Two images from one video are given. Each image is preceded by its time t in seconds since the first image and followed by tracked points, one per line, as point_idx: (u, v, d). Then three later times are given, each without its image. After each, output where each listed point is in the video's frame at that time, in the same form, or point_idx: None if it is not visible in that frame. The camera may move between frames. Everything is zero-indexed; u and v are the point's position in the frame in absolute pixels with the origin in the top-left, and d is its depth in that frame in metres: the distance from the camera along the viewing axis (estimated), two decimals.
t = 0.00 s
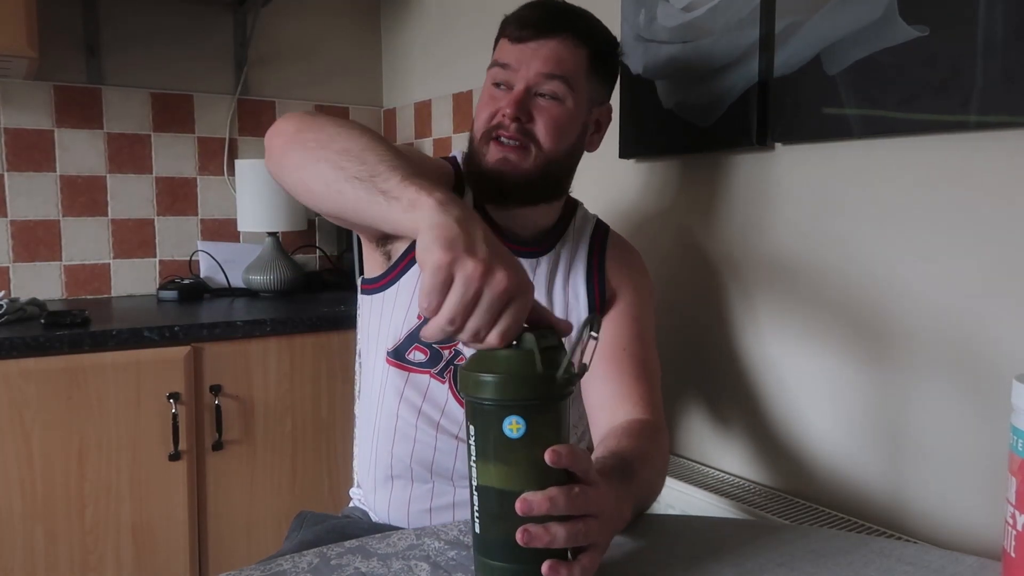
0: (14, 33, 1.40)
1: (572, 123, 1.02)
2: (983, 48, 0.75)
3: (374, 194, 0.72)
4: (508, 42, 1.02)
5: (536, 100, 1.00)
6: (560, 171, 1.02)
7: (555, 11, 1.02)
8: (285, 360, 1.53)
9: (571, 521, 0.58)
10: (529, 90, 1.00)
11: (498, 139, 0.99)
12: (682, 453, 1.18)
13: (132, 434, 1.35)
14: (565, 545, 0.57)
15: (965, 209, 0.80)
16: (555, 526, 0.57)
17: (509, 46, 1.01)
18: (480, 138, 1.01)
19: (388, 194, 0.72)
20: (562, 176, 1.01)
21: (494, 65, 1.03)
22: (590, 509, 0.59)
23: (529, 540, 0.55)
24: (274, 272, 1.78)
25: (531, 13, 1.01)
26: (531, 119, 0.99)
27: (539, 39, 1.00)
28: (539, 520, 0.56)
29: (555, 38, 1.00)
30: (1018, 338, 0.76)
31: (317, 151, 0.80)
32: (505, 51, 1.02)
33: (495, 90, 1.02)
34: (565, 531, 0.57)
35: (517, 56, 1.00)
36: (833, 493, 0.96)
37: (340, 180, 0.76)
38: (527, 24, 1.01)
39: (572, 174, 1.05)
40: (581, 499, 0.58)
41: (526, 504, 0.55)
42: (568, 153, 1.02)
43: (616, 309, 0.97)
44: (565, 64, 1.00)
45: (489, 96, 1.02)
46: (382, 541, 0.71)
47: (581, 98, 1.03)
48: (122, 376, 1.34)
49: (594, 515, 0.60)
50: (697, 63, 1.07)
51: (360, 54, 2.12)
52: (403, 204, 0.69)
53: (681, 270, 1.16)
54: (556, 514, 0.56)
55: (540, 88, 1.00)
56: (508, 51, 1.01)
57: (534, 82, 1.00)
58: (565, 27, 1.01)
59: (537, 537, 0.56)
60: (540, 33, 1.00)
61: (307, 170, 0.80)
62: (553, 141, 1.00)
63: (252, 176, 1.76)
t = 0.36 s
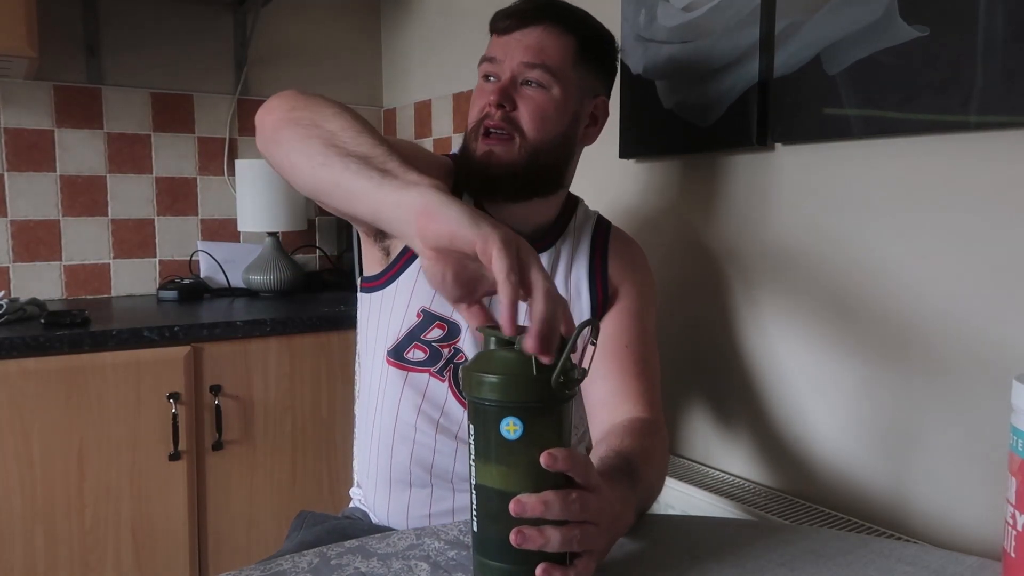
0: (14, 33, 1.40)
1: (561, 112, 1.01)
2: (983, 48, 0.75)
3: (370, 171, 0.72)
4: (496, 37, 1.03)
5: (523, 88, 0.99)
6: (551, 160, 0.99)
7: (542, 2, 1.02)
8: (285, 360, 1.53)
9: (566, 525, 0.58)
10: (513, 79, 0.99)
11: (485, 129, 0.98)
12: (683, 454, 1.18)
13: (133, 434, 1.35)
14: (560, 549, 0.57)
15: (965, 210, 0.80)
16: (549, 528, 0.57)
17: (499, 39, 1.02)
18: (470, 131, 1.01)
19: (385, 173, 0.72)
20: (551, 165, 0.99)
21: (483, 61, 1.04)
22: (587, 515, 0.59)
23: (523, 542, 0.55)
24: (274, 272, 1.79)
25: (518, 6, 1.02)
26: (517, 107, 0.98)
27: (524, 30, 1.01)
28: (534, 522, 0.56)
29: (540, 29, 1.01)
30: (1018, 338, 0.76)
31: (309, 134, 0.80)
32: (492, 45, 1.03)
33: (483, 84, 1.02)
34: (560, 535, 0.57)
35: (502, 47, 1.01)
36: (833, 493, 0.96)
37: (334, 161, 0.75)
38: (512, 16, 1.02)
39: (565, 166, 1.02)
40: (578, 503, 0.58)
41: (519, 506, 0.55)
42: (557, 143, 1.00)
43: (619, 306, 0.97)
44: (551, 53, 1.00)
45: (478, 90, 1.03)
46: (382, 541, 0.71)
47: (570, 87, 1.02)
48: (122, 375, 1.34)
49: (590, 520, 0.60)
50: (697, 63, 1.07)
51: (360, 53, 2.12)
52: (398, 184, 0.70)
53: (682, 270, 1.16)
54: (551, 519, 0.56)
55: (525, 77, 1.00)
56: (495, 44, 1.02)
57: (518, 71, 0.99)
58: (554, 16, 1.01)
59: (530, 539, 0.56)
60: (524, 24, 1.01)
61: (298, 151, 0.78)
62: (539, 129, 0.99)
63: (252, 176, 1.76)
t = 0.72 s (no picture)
0: (14, 33, 1.40)
1: (552, 110, 1.00)
2: (983, 48, 0.75)
3: (403, 214, 0.73)
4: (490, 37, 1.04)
5: (514, 86, 0.99)
6: (541, 159, 0.98)
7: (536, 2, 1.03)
8: (285, 361, 1.53)
9: (564, 526, 0.58)
10: (504, 78, 0.99)
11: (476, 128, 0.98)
12: (683, 454, 1.19)
13: (133, 434, 1.35)
14: (557, 551, 0.57)
15: (965, 210, 0.80)
16: (546, 530, 0.57)
17: (492, 39, 1.03)
18: (461, 131, 1.01)
19: (417, 214, 0.73)
20: (541, 164, 0.98)
21: (477, 62, 1.04)
22: (585, 515, 0.59)
23: (520, 543, 0.55)
24: (274, 272, 1.79)
25: (512, 7, 1.03)
26: (507, 105, 0.98)
27: (517, 30, 1.01)
28: (532, 523, 0.56)
29: (531, 29, 1.01)
30: (1017, 338, 0.76)
31: (331, 167, 0.79)
32: (486, 46, 1.04)
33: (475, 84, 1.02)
34: (558, 537, 0.57)
35: (494, 47, 1.02)
36: (833, 493, 0.97)
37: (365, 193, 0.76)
38: (505, 16, 1.02)
39: (557, 164, 1.01)
40: (577, 504, 0.58)
41: (518, 506, 0.55)
42: (546, 141, 1.00)
43: (620, 306, 0.97)
44: (542, 51, 1.00)
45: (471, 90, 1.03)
46: (382, 541, 0.71)
47: (562, 84, 1.02)
48: (123, 375, 1.34)
49: (588, 522, 0.60)
50: (697, 64, 1.07)
51: (360, 53, 2.12)
52: (432, 227, 0.71)
53: (682, 270, 1.16)
54: (548, 519, 0.56)
55: (516, 76, 0.99)
56: (488, 45, 1.03)
57: (509, 69, 0.99)
58: (546, 14, 1.02)
59: (528, 540, 0.56)
60: (516, 24, 1.02)
61: (322, 184, 0.78)
62: (529, 128, 0.98)
63: (252, 176, 1.76)
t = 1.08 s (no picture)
0: (14, 33, 1.40)
1: (549, 109, 1.01)
2: (983, 48, 0.75)
3: (400, 196, 0.73)
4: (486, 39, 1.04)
5: (511, 87, 0.99)
6: (538, 159, 0.98)
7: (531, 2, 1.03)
8: (284, 361, 1.52)
9: (559, 525, 0.57)
10: (500, 79, 0.99)
11: (474, 130, 0.98)
12: (684, 454, 1.18)
13: (133, 434, 1.35)
14: (551, 548, 0.57)
15: (966, 210, 0.80)
16: (541, 527, 0.56)
17: (488, 40, 1.03)
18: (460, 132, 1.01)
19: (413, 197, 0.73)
20: (539, 164, 0.98)
21: (474, 63, 1.05)
22: (581, 514, 0.59)
23: (514, 539, 0.55)
24: (274, 272, 1.79)
25: (507, 8, 1.03)
26: (504, 105, 0.98)
27: (512, 31, 1.01)
28: (526, 520, 0.56)
29: (526, 29, 1.01)
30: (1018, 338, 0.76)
31: (332, 153, 0.80)
32: (482, 47, 1.04)
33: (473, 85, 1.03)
34: (552, 534, 0.56)
35: (491, 49, 1.02)
36: (833, 493, 0.96)
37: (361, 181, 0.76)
38: (501, 17, 1.02)
39: (556, 162, 1.01)
40: (572, 503, 0.58)
41: (512, 504, 0.55)
42: (545, 142, 1.00)
43: (620, 304, 0.96)
44: (537, 52, 1.00)
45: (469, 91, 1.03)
46: (382, 541, 0.71)
47: (558, 84, 1.02)
48: (122, 375, 1.34)
49: (585, 520, 0.59)
50: (697, 63, 1.07)
51: (360, 53, 2.12)
52: (431, 209, 0.71)
53: (682, 271, 1.16)
54: (543, 517, 0.56)
55: (513, 77, 1.00)
56: (484, 46, 1.03)
57: (506, 70, 1.00)
58: (540, 14, 1.02)
59: (522, 537, 0.55)
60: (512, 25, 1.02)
61: (323, 171, 0.79)
62: (527, 128, 0.99)
63: (252, 176, 1.76)
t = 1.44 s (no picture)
0: (13, 33, 1.40)
1: (553, 111, 1.01)
2: (983, 48, 0.75)
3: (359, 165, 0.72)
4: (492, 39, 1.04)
5: (516, 88, 0.99)
6: (543, 160, 0.99)
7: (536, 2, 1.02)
8: (285, 361, 1.52)
9: (543, 521, 0.57)
10: (506, 80, 1.00)
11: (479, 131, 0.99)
12: (684, 454, 1.18)
13: (133, 434, 1.35)
14: (534, 543, 0.57)
15: (966, 210, 0.80)
16: (524, 521, 0.57)
17: (494, 40, 1.03)
18: (465, 131, 1.01)
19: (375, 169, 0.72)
20: (544, 165, 0.98)
21: (479, 63, 1.05)
22: (567, 512, 0.58)
23: (496, 531, 0.56)
24: (274, 271, 1.79)
25: (513, 8, 1.03)
26: (509, 107, 0.99)
27: (518, 32, 1.01)
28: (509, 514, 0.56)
29: (532, 30, 1.01)
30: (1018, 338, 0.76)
31: (308, 129, 0.80)
32: (488, 47, 1.04)
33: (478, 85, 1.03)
34: (535, 529, 0.57)
35: (497, 49, 1.02)
36: (833, 494, 0.96)
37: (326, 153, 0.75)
38: (507, 17, 1.02)
39: (560, 162, 1.01)
40: (556, 500, 0.57)
41: (493, 497, 0.55)
42: (550, 143, 1.00)
43: (620, 306, 0.97)
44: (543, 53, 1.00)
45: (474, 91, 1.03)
46: (382, 541, 0.71)
47: (562, 84, 1.02)
48: (123, 375, 1.34)
49: (574, 518, 0.59)
50: (697, 63, 1.07)
51: (360, 53, 2.12)
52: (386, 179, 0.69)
53: (682, 270, 1.16)
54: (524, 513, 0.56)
55: (518, 78, 1.00)
56: (490, 46, 1.03)
57: (511, 71, 1.00)
58: (546, 15, 1.01)
59: (504, 529, 0.56)
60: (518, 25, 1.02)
61: (295, 144, 0.78)
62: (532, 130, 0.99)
63: (252, 176, 1.76)
